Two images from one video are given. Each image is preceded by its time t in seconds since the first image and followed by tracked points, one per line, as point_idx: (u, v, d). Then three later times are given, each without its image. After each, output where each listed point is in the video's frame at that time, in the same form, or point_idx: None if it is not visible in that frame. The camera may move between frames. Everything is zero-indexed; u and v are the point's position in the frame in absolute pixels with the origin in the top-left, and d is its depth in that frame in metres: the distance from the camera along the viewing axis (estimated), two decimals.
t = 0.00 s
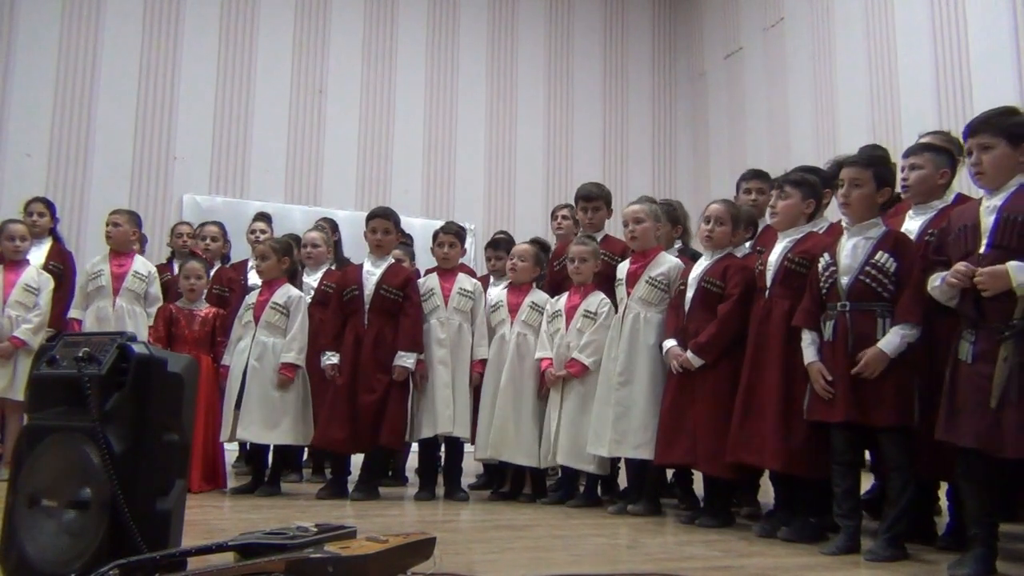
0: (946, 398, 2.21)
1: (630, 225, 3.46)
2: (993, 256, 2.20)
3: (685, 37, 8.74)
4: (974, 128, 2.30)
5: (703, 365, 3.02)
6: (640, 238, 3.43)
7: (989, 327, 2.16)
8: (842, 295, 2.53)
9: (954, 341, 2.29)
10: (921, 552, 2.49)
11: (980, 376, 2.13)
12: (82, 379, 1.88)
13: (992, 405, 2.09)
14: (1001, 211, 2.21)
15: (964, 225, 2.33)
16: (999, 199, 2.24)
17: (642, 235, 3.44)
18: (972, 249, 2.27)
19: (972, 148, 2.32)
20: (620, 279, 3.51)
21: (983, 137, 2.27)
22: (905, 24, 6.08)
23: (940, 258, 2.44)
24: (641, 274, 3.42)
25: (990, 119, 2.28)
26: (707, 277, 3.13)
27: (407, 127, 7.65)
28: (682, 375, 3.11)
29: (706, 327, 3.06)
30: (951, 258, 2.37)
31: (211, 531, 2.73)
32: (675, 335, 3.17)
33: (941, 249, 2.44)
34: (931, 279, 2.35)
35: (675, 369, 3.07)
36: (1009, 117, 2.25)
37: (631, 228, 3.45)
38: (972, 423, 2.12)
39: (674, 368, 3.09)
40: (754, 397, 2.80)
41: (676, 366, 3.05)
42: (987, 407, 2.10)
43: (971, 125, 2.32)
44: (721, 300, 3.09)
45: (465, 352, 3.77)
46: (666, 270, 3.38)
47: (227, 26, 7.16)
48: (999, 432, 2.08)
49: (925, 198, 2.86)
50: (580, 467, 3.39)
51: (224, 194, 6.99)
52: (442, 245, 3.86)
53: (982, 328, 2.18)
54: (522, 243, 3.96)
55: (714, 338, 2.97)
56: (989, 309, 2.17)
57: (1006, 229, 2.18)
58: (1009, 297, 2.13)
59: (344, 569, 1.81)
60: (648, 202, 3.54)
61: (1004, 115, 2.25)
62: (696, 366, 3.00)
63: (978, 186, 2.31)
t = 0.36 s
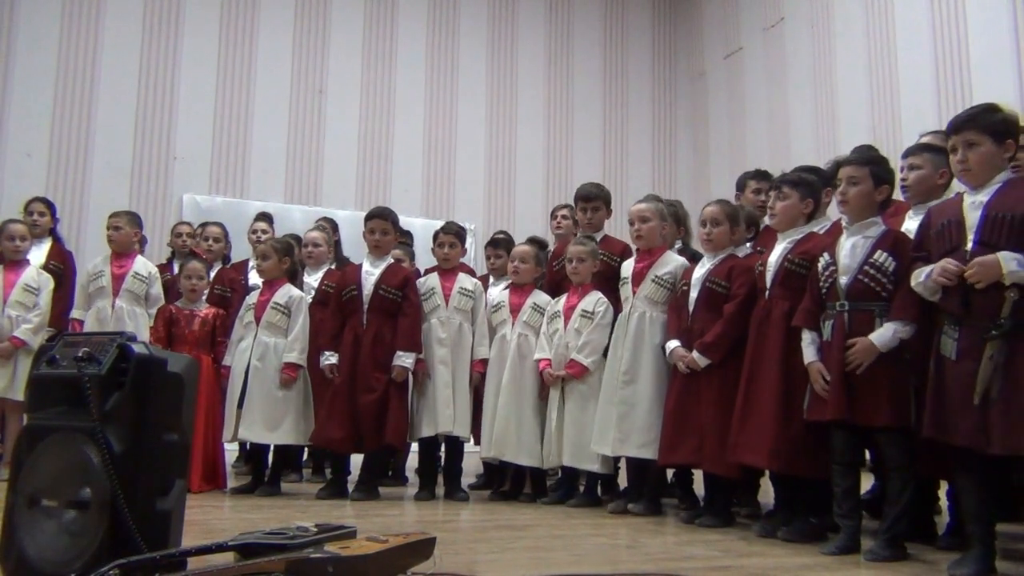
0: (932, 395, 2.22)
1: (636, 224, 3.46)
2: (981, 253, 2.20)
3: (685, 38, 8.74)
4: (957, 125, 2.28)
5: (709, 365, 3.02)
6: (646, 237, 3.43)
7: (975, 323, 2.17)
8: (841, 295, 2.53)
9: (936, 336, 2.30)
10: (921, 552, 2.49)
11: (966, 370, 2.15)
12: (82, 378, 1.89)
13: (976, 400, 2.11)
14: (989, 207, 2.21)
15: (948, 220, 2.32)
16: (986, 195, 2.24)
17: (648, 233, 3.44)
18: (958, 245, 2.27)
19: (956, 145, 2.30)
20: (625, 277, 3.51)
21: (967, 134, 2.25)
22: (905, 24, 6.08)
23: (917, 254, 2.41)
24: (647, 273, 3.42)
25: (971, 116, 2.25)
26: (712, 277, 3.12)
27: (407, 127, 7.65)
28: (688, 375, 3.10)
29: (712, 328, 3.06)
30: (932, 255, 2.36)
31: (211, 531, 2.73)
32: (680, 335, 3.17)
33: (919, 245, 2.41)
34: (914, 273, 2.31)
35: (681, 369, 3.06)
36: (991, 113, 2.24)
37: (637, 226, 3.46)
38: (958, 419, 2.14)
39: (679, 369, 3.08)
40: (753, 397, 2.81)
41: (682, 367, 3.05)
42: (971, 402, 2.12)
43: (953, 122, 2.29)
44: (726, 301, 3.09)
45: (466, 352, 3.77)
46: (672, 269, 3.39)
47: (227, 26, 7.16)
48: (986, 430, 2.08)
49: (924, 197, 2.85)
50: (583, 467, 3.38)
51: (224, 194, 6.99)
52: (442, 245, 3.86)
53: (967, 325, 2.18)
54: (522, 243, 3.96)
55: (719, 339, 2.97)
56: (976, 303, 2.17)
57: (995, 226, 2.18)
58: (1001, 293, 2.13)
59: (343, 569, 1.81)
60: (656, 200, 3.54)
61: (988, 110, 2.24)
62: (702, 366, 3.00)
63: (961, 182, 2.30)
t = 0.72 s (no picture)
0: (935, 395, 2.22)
1: (638, 223, 3.46)
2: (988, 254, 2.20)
3: (685, 38, 8.74)
4: (962, 127, 2.28)
5: (709, 364, 3.02)
6: (647, 236, 3.44)
7: (981, 323, 2.17)
8: (841, 295, 2.53)
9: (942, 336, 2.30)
10: (921, 552, 2.49)
11: (972, 371, 2.15)
12: (82, 378, 1.88)
13: (981, 401, 2.11)
14: (997, 208, 2.21)
15: (956, 221, 2.32)
16: (993, 197, 2.24)
17: (648, 232, 3.44)
18: (966, 245, 2.27)
19: (961, 147, 2.30)
20: (626, 276, 3.51)
21: (973, 135, 2.25)
22: (905, 24, 6.08)
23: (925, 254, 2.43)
24: (647, 272, 3.42)
25: (977, 118, 2.25)
26: (715, 277, 3.12)
27: (407, 127, 7.66)
28: (690, 375, 3.11)
29: (714, 328, 3.06)
30: (940, 256, 2.36)
31: (211, 531, 2.73)
32: (683, 335, 3.17)
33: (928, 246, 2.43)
34: (922, 273, 2.31)
35: (683, 369, 3.06)
36: (996, 114, 2.24)
37: (639, 224, 3.46)
38: (964, 419, 2.14)
39: (682, 369, 3.08)
40: (753, 397, 2.81)
41: (685, 366, 3.05)
42: (977, 402, 2.12)
43: (958, 124, 2.30)
44: (729, 301, 3.08)
45: (466, 352, 3.77)
46: (672, 267, 3.39)
47: (228, 27, 7.16)
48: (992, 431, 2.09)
49: (926, 197, 2.84)
50: (583, 467, 3.39)
51: (224, 194, 7.00)
52: (442, 245, 3.86)
53: (974, 325, 2.18)
54: (521, 243, 3.96)
55: (721, 339, 2.97)
56: (982, 303, 2.17)
57: (1003, 226, 2.18)
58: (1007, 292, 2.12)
59: (344, 569, 1.81)
60: (657, 199, 3.54)
61: (992, 113, 2.24)
62: (705, 365, 3.00)
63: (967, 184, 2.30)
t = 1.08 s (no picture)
0: (936, 395, 2.22)
1: (634, 224, 3.46)
2: (990, 254, 2.20)
3: (685, 38, 8.73)
4: (967, 125, 2.29)
5: (710, 364, 3.02)
6: (643, 237, 3.44)
7: (983, 324, 2.16)
8: (842, 295, 2.53)
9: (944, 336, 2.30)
10: (921, 552, 2.49)
11: (974, 372, 2.15)
12: (81, 378, 1.88)
13: (981, 402, 2.11)
14: (1001, 208, 2.21)
15: (960, 221, 2.31)
16: (997, 196, 2.24)
17: (645, 233, 3.45)
18: (968, 245, 2.27)
19: (965, 146, 2.30)
20: (622, 277, 3.51)
21: (978, 134, 2.26)
22: (905, 24, 6.07)
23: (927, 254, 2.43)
24: (643, 272, 3.42)
25: (984, 116, 2.25)
26: (717, 277, 3.12)
27: (407, 127, 7.65)
28: (691, 375, 3.11)
29: (715, 327, 3.06)
30: (942, 256, 2.36)
31: (211, 531, 2.73)
32: (684, 334, 3.16)
33: (930, 246, 2.43)
34: (924, 273, 2.31)
35: (682, 367, 3.06)
36: (1002, 113, 2.24)
37: (635, 226, 3.46)
38: (965, 420, 2.14)
39: (681, 367, 3.08)
40: (752, 396, 2.81)
41: (683, 365, 3.05)
42: (977, 403, 2.12)
43: (964, 122, 2.30)
44: (730, 301, 3.08)
45: (466, 352, 3.78)
46: (668, 268, 3.39)
47: (228, 26, 7.15)
48: (993, 432, 2.09)
49: (926, 197, 2.82)
50: (582, 467, 3.39)
51: (224, 193, 7.00)
52: (443, 245, 3.86)
53: (975, 325, 2.18)
54: (519, 243, 3.95)
55: (721, 338, 2.96)
56: (984, 303, 2.17)
57: (1006, 226, 2.18)
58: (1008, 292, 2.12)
59: (344, 569, 1.81)
60: (654, 200, 3.54)
61: (997, 112, 2.24)
62: (704, 365, 3.00)
63: (972, 184, 2.30)
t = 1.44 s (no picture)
0: (934, 395, 2.22)
1: (630, 224, 3.46)
2: (988, 254, 2.20)
3: (685, 38, 8.73)
4: (968, 124, 2.29)
5: (711, 363, 3.02)
6: (639, 237, 3.44)
7: (980, 324, 2.16)
8: (844, 295, 2.53)
9: (942, 336, 2.30)
10: (921, 552, 2.49)
11: (971, 372, 2.15)
12: (82, 378, 1.89)
13: (978, 402, 2.11)
14: (1000, 209, 2.20)
15: (959, 221, 2.31)
16: (998, 196, 2.24)
17: (640, 234, 3.44)
18: (967, 246, 2.27)
19: (967, 144, 2.30)
20: (620, 278, 3.51)
21: (980, 132, 2.25)
22: (905, 24, 6.07)
23: (927, 255, 2.43)
24: (639, 273, 3.42)
25: (986, 114, 2.25)
26: (719, 277, 3.12)
27: (407, 128, 7.65)
28: (691, 374, 3.11)
29: (714, 325, 3.06)
30: (941, 256, 2.36)
31: (212, 531, 2.73)
32: (684, 334, 3.15)
33: (930, 247, 2.43)
34: (923, 273, 2.31)
35: (681, 365, 3.07)
36: (1005, 113, 2.24)
37: (631, 227, 3.46)
38: (962, 421, 2.14)
39: (680, 366, 3.08)
40: (752, 396, 2.81)
41: (683, 364, 3.05)
42: (974, 403, 2.12)
43: (967, 120, 2.30)
44: (732, 300, 3.08)
45: (466, 352, 3.78)
46: (663, 267, 3.38)
47: (228, 27, 7.16)
48: (990, 431, 2.09)
49: (926, 196, 2.81)
50: (580, 467, 3.39)
51: (225, 194, 7.00)
52: (444, 245, 3.87)
53: (972, 325, 2.18)
54: (518, 243, 3.94)
55: (722, 337, 2.96)
56: (981, 303, 2.17)
57: (1005, 227, 2.18)
58: (1004, 292, 2.12)
59: (344, 569, 1.81)
60: (650, 201, 3.54)
61: (999, 111, 2.24)
62: (703, 363, 3.00)
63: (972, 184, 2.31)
